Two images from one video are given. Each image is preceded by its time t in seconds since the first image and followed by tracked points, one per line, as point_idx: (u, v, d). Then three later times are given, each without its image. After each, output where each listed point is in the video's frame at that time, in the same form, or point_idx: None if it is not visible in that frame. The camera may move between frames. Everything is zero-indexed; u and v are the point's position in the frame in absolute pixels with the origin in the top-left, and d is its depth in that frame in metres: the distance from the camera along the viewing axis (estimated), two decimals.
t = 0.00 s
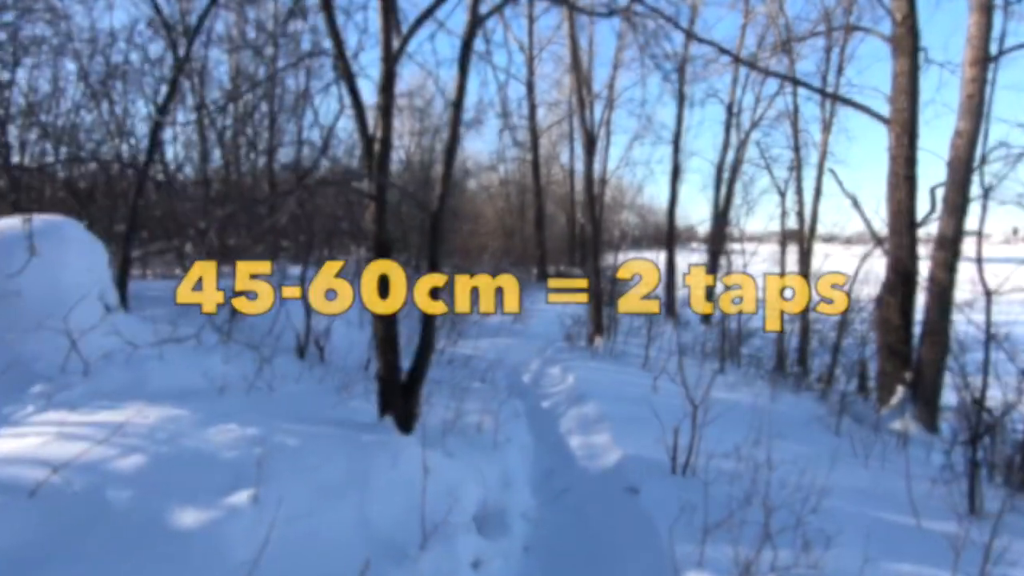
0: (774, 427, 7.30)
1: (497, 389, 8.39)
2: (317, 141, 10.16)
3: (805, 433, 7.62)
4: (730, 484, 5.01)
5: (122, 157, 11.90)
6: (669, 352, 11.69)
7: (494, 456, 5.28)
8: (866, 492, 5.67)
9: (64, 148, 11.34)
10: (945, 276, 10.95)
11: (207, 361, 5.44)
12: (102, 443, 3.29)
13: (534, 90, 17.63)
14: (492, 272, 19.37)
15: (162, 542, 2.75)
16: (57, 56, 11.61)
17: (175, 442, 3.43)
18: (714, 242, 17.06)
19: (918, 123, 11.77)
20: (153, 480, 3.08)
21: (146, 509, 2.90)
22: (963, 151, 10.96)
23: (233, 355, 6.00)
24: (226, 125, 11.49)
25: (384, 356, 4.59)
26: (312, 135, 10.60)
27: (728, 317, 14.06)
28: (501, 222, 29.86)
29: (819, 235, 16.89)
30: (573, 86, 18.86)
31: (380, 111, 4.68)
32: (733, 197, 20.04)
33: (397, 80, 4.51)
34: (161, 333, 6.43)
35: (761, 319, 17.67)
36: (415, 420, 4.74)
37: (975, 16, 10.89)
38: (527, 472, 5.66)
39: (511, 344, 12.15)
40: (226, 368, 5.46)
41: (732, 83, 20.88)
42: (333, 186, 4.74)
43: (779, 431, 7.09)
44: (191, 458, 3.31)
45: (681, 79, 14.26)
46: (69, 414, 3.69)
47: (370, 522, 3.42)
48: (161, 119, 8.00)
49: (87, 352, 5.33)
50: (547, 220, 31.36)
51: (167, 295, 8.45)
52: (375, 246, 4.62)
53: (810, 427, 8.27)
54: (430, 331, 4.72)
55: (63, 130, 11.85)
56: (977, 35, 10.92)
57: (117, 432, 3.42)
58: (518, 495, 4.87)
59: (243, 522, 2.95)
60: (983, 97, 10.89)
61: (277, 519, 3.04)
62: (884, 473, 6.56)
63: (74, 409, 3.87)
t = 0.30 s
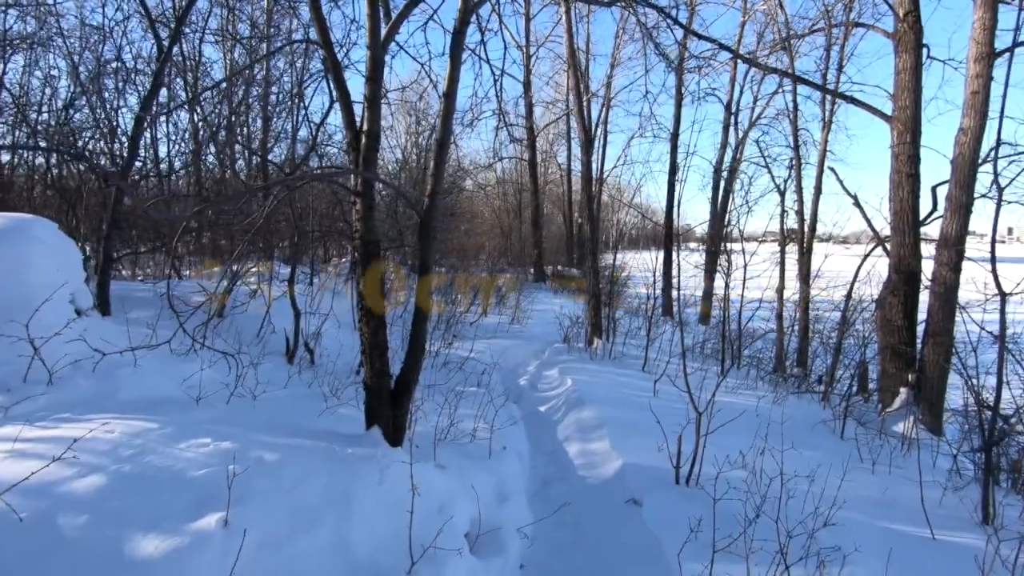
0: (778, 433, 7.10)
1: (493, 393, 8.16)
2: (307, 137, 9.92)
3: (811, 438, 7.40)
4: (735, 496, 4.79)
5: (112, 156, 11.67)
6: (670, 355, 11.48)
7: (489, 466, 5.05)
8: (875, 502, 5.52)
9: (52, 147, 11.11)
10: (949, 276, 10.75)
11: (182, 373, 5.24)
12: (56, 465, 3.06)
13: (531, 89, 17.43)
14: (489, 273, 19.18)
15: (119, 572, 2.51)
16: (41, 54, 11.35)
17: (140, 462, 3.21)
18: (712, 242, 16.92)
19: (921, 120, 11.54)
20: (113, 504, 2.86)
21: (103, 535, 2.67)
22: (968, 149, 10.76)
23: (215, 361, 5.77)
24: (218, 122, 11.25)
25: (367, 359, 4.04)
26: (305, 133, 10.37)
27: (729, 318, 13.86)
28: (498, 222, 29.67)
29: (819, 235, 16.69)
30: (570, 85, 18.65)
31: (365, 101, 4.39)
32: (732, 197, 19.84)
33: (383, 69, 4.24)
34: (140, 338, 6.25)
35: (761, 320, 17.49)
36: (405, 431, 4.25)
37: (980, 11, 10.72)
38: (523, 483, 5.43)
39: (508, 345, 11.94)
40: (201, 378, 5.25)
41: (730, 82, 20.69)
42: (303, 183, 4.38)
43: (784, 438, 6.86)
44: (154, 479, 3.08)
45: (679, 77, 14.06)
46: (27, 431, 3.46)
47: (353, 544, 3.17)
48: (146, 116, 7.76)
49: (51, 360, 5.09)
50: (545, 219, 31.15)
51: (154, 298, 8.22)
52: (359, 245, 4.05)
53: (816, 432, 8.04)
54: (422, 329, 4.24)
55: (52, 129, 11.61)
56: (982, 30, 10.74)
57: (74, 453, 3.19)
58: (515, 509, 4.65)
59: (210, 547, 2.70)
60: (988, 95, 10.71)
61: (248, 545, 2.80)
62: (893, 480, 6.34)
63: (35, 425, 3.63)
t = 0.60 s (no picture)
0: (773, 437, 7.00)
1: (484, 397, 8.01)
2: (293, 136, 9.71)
3: (807, 443, 7.28)
4: (732, 506, 4.66)
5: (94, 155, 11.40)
6: (663, 356, 11.36)
7: (479, 476, 4.89)
8: (873, 509, 5.40)
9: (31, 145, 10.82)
10: (942, 275, 10.70)
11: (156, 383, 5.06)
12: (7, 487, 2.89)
13: (523, 88, 17.28)
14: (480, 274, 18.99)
15: None
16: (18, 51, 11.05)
17: (99, 480, 3.05)
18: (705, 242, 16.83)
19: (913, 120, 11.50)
20: (68, 528, 2.70)
21: (56, 564, 2.50)
22: (960, 149, 10.74)
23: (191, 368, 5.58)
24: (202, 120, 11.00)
25: (351, 368, 3.87)
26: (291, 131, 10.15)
27: (721, 319, 13.78)
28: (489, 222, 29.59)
29: (811, 235, 16.66)
30: (561, 85, 18.52)
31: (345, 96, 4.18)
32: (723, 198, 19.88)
33: (365, 62, 4.04)
34: (114, 344, 6.04)
35: (753, 320, 17.44)
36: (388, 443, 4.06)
37: (972, 11, 10.68)
38: (513, 492, 5.26)
39: (498, 348, 11.79)
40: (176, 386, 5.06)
41: (722, 81, 20.67)
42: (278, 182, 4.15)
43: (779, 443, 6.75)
44: (115, 501, 2.91)
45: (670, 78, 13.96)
46: None
47: (332, 563, 2.99)
48: (124, 113, 7.52)
49: (11, 370, 4.80)
50: (536, 220, 31.06)
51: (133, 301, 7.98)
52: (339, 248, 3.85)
53: (810, 435, 7.94)
54: (408, 337, 4.08)
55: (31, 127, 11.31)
56: (975, 30, 10.70)
57: (29, 475, 3.03)
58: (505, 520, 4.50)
59: (173, 573, 2.52)
60: (981, 94, 10.68)
61: (215, 571, 2.61)
62: (891, 486, 6.23)
63: None
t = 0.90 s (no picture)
0: (767, 440, 6.84)
1: (472, 401, 7.80)
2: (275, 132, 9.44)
3: (802, 447, 7.11)
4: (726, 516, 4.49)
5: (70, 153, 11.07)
6: (655, 357, 11.19)
7: (463, 487, 4.68)
8: (872, 516, 5.24)
9: (6, 142, 10.50)
10: (934, 274, 10.60)
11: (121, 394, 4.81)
12: None
13: (513, 86, 17.08)
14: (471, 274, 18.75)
15: None
16: None
17: (37, 505, 2.84)
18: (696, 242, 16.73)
19: (904, 119, 11.39)
20: None
21: None
22: (953, 148, 10.66)
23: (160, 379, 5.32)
24: (183, 117, 10.71)
25: (324, 377, 3.64)
26: (274, 128, 9.88)
27: (713, 319, 13.64)
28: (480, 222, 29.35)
29: (802, 234, 16.58)
30: (552, 83, 18.34)
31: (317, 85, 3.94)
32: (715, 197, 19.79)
33: (338, 48, 3.81)
34: (83, 353, 5.79)
35: (745, 320, 17.33)
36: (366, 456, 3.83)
37: (965, 8, 10.59)
38: (499, 502, 5.06)
39: (487, 349, 11.56)
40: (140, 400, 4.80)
41: (713, 80, 20.58)
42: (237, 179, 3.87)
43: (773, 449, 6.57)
44: (54, 527, 2.70)
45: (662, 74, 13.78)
46: None
47: None
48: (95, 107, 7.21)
49: None
50: (528, 219, 30.85)
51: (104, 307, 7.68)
52: (311, 246, 3.62)
53: (805, 439, 7.77)
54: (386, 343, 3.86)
55: (6, 123, 10.98)
56: (967, 27, 10.60)
57: None
58: (489, 535, 4.29)
59: None
60: (973, 92, 10.59)
61: None
62: (889, 491, 6.06)
63: None
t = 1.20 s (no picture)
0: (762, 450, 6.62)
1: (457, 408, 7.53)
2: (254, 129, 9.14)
3: (798, 455, 6.89)
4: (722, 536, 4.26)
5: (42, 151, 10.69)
6: (647, 361, 10.97)
7: (443, 506, 4.43)
8: (872, 530, 5.03)
9: None
10: (929, 275, 10.45)
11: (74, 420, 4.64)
12: None
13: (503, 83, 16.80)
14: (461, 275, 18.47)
15: None
16: None
17: None
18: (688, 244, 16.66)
19: (896, 117, 11.25)
20: None
21: None
22: (945, 147, 10.54)
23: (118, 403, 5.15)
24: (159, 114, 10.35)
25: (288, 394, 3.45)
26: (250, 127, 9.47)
27: (706, 321, 13.46)
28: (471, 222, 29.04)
29: (795, 234, 16.42)
30: (543, 82, 18.09)
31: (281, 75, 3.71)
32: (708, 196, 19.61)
33: (303, 37, 3.59)
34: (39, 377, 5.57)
35: (738, 321, 17.15)
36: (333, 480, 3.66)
37: (960, 5, 10.44)
38: (482, 520, 4.82)
39: (476, 353, 11.29)
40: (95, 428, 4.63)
41: (705, 79, 20.41)
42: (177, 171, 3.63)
43: (769, 460, 6.35)
44: None
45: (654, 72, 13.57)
46: None
47: None
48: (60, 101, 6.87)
49: None
50: (520, 219, 30.58)
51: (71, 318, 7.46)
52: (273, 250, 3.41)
53: (801, 446, 7.54)
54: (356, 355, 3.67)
55: None
56: (962, 25, 10.46)
57: None
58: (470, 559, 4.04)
59: None
60: (968, 91, 10.45)
61: None
62: (889, 502, 5.84)
63: None
